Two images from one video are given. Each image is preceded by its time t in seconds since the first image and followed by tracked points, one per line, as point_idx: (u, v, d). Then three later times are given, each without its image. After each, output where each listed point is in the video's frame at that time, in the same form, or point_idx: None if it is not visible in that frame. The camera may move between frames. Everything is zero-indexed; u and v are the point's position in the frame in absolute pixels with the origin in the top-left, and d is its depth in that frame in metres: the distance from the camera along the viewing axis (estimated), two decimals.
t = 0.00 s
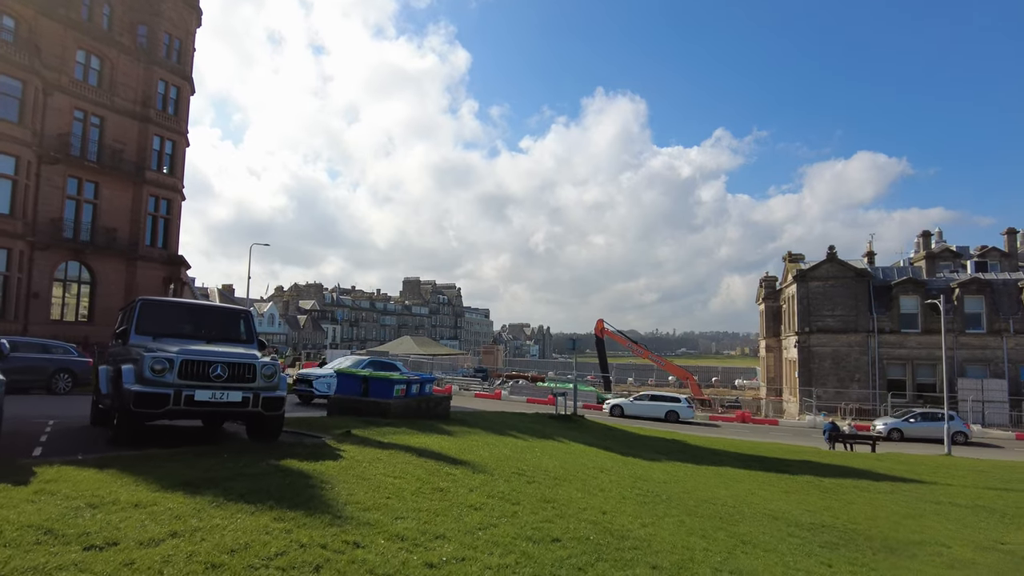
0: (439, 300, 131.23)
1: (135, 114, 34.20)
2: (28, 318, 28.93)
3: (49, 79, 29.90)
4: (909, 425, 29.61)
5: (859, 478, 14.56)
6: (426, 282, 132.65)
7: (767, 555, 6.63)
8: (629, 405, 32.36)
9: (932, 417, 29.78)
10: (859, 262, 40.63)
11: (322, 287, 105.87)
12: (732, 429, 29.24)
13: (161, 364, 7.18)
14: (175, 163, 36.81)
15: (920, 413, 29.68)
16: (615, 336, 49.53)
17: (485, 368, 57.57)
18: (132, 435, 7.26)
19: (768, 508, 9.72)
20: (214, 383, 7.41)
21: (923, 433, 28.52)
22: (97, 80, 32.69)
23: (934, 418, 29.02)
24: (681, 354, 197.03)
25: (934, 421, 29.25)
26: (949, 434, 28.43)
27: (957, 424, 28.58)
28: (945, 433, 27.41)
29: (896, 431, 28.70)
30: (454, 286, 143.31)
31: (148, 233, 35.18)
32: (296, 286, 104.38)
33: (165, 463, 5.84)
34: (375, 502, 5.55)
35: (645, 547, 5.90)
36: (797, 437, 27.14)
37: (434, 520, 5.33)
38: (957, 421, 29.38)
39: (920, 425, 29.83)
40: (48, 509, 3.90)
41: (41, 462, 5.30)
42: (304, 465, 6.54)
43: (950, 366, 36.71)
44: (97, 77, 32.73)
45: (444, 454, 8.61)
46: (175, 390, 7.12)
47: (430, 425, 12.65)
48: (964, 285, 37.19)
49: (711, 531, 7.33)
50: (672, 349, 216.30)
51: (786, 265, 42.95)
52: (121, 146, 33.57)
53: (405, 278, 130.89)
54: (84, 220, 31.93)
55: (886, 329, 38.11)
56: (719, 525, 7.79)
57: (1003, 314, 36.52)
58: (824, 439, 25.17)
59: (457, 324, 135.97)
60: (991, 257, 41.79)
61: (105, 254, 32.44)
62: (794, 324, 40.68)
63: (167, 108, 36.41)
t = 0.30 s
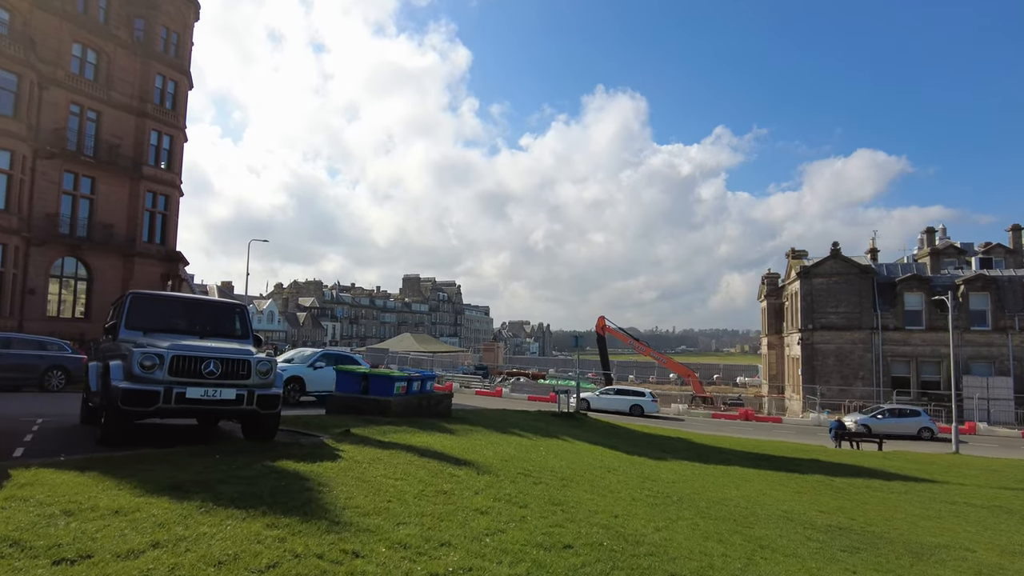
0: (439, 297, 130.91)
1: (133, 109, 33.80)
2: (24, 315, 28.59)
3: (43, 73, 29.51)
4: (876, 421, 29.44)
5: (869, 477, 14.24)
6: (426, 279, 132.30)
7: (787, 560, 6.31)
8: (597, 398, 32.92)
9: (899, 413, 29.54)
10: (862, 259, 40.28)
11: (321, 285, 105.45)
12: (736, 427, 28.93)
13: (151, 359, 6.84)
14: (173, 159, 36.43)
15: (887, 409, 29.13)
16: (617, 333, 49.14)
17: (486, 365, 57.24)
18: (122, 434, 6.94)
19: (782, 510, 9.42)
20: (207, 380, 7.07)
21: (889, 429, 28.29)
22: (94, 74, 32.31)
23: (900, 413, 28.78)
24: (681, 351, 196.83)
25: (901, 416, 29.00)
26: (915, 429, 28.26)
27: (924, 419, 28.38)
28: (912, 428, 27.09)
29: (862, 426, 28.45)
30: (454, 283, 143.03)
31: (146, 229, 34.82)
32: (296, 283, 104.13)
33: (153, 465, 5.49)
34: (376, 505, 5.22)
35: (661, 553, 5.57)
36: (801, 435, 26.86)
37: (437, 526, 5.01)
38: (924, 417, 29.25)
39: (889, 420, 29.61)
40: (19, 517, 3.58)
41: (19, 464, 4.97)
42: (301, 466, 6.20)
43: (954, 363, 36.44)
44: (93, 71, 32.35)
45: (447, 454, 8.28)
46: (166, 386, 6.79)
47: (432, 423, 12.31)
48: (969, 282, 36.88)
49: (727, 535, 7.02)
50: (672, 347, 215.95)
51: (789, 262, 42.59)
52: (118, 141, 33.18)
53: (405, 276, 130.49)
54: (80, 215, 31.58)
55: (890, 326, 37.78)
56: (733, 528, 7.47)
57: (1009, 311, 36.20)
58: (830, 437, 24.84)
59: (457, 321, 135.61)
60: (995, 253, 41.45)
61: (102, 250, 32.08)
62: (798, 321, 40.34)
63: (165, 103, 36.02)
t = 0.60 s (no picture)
0: (438, 297, 130.54)
1: (129, 107, 33.44)
2: (18, 315, 28.17)
3: (38, 70, 29.14)
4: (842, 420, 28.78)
5: (878, 481, 13.94)
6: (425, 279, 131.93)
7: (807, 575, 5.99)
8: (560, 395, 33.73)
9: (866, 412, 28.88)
10: (864, 258, 39.99)
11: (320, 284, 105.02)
12: (737, 428, 28.62)
13: (137, 363, 6.49)
14: (170, 157, 36.05)
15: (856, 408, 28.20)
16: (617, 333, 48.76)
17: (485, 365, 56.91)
18: (106, 442, 6.59)
19: (795, 518, 9.10)
20: (196, 385, 6.73)
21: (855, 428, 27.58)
22: (89, 72, 31.94)
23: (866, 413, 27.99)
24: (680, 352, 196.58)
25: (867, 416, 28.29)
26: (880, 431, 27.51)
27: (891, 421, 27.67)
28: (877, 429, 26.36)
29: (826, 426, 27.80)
30: (452, 283, 142.63)
31: (142, 228, 34.44)
32: (294, 283, 103.64)
33: (135, 477, 5.15)
34: (375, 521, 4.90)
35: (678, 569, 5.23)
36: (804, 436, 26.53)
37: (439, 544, 4.66)
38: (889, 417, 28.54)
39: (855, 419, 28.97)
40: None
41: None
42: (293, 477, 5.85)
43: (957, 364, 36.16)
44: (89, 68, 31.98)
45: (449, 461, 7.95)
46: (153, 392, 6.43)
47: (432, 427, 11.97)
48: (972, 282, 36.57)
49: (743, 547, 6.70)
50: (671, 347, 215.65)
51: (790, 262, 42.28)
52: (114, 139, 32.81)
53: (404, 276, 130.11)
54: (75, 214, 31.20)
55: (892, 326, 37.46)
56: (748, 540, 7.14)
57: (1012, 311, 35.90)
58: (834, 439, 24.50)
59: (456, 321, 135.23)
60: (998, 253, 41.13)
61: (97, 250, 31.68)
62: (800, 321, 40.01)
63: (162, 101, 35.64)
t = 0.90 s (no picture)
0: (437, 296, 130.16)
1: (123, 103, 33.04)
2: (10, 314, 27.76)
3: (30, 65, 28.75)
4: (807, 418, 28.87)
5: (887, 482, 13.64)
6: (423, 278, 131.52)
7: None
8: (524, 390, 34.60)
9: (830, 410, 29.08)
10: (866, 257, 39.70)
11: (317, 283, 104.58)
12: (739, 428, 28.34)
13: (121, 362, 6.14)
14: (165, 155, 35.65)
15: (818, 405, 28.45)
16: (617, 332, 48.41)
17: (484, 365, 56.54)
18: (89, 444, 6.24)
19: (807, 522, 8.80)
20: (184, 385, 6.39)
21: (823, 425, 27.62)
22: (83, 67, 31.55)
23: (832, 411, 28.15)
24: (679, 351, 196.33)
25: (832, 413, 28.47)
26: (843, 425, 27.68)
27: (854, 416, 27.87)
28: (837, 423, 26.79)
29: (793, 423, 27.73)
30: (451, 282, 142.33)
31: (137, 226, 34.03)
32: (292, 281, 103.31)
33: (115, 484, 4.81)
34: (372, 530, 4.58)
35: None
36: (806, 436, 26.27)
37: (441, 555, 4.34)
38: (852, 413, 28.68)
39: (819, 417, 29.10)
40: None
41: None
42: (286, 482, 5.50)
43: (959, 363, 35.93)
44: (82, 64, 31.59)
45: (450, 464, 7.63)
46: (138, 392, 6.08)
47: (432, 428, 11.63)
48: (975, 280, 36.29)
49: (757, 554, 6.40)
50: (670, 347, 215.41)
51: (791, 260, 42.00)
52: (108, 136, 32.42)
53: (402, 275, 129.72)
54: (69, 212, 30.80)
55: (894, 325, 37.18)
56: (763, 546, 6.83)
57: (1015, 309, 35.62)
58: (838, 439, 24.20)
59: (454, 320, 134.85)
60: (1000, 252, 40.82)
61: (92, 248, 31.25)
62: (801, 319, 39.74)
63: (157, 97, 35.24)
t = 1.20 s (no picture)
0: (436, 295, 129.80)
1: (119, 100, 32.65)
2: (3, 312, 27.38)
3: (25, 60, 28.40)
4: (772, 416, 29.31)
5: (899, 484, 13.29)
6: (423, 277, 131.13)
7: None
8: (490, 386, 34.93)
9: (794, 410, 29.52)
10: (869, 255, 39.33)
11: (317, 282, 104.16)
12: (743, 428, 27.98)
13: (102, 363, 5.76)
14: (162, 152, 35.26)
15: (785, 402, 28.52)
16: (618, 331, 48.05)
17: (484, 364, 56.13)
18: (68, 450, 5.85)
19: (824, 529, 8.45)
20: (170, 387, 6.01)
21: (789, 421, 27.95)
22: (78, 63, 31.17)
23: (798, 408, 28.41)
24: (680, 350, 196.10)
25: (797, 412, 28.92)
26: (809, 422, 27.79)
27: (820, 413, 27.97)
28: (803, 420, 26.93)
29: (761, 420, 27.92)
30: (451, 281, 142.04)
31: (134, 224, 33.64)
32: (291, 281, 102.98)
33: (90, 495, 4.43)
34: (369, 545, 4.22)
35: None
36: (810, 436, 25.92)
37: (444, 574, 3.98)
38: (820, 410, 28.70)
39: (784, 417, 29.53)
40: None
41: None
42: (276, 491, 5.13)
43: (964, 362, 35.60)
44: (77, 60, 31.21)
45: (453, 469, 7.27)
46: (120, 394, 5.70)
47: (432, 430, 11.26)
48: (980, 279, 35.94)
49: (778, 566, 6.05)
50: (670, 346, 214.98)
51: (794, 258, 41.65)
52: (104, 132, 32.03)
53: (401, 274, 129.33)
54: (64, 209, 30.39)
55: (898, 324, 36.85)
56: (782, 557, 6.48)
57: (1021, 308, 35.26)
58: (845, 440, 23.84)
59: (454, 319, 134.47)
60: (1004, 250, 40.33)
61: (87, 246, 30.82)
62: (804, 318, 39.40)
63: (153, 94, 34.86)
